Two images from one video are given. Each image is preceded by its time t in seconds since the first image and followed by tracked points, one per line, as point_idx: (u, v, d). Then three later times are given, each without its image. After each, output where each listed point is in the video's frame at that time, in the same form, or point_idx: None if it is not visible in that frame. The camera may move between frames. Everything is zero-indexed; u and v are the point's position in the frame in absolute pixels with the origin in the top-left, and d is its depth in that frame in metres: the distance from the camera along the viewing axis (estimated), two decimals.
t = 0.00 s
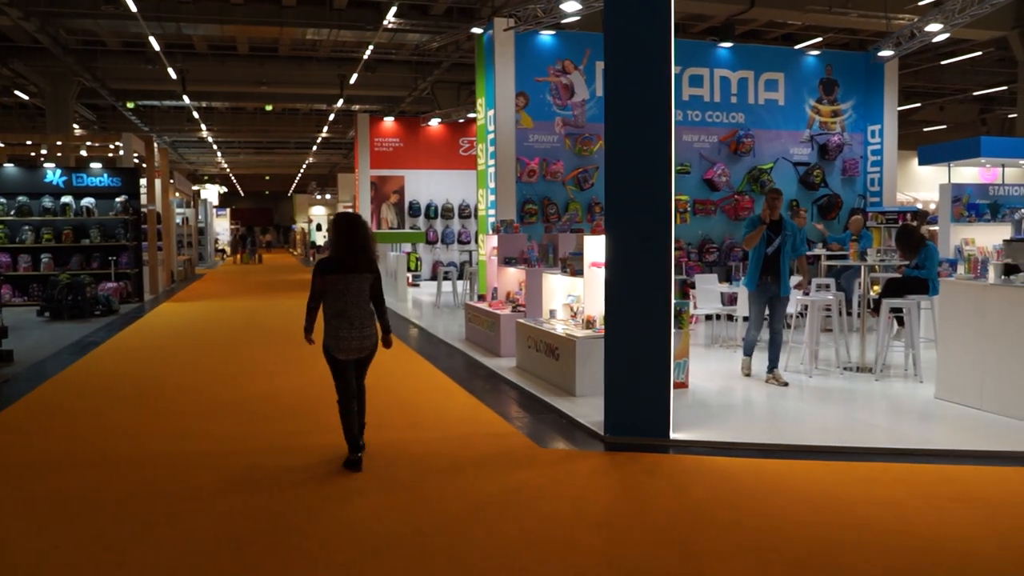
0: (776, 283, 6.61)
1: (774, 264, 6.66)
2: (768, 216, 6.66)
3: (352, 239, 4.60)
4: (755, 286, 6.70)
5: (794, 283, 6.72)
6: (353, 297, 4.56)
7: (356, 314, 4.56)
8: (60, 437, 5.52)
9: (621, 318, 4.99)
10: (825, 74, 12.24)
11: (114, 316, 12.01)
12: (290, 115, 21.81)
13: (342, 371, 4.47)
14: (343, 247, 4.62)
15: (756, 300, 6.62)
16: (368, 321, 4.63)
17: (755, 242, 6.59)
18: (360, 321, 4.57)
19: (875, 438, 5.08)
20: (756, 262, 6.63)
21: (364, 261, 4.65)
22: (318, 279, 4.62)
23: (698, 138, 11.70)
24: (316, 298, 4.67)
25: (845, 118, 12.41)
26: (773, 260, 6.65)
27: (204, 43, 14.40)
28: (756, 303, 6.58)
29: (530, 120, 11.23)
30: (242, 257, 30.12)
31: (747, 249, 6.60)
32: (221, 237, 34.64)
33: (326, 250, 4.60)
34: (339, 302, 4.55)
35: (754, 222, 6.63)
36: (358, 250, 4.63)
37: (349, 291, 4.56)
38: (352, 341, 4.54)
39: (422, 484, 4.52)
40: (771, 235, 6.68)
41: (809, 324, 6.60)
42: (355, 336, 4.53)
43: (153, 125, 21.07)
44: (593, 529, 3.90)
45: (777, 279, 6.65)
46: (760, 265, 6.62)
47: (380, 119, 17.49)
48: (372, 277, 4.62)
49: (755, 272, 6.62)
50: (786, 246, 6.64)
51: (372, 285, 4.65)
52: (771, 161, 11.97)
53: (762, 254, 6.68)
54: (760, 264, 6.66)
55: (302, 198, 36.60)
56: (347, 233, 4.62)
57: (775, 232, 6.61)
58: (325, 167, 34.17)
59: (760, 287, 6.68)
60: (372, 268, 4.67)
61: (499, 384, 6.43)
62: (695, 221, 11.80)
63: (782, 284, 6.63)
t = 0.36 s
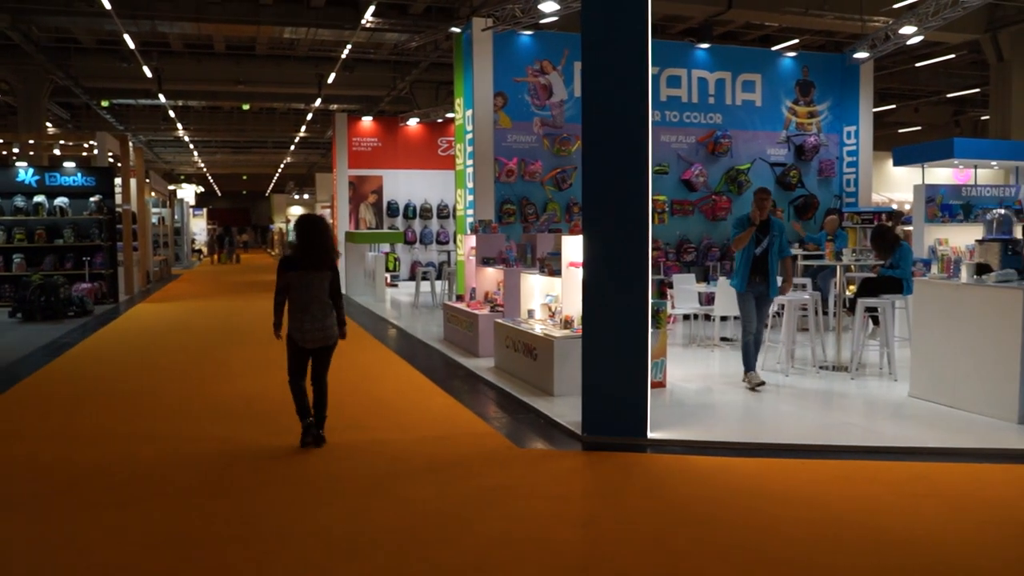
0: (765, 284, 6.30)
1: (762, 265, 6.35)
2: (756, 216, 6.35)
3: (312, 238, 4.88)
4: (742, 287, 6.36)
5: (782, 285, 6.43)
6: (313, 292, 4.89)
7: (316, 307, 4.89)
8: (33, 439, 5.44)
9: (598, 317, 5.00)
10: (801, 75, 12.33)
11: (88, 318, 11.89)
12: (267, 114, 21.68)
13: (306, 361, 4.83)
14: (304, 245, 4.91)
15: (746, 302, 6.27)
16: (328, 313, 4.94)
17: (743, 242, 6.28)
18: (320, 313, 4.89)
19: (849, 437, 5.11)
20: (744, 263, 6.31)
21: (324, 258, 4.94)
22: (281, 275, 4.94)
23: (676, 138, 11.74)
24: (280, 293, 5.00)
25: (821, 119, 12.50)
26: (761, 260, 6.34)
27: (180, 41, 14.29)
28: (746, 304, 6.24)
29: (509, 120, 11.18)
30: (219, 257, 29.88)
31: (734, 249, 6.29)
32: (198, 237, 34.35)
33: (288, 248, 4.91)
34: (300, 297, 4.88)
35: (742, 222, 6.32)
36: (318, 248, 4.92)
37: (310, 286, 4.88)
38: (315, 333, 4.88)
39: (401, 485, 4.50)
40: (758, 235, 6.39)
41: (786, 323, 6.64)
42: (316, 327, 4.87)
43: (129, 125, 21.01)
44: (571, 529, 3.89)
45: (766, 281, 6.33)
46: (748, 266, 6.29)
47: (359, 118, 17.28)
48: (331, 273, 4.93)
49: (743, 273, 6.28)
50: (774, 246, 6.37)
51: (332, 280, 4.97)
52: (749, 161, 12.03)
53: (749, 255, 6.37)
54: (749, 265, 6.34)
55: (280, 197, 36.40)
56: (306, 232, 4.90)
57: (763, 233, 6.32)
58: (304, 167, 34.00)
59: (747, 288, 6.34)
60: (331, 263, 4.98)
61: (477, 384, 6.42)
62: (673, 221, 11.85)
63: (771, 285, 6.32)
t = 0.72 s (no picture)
0: (752, 287, 6.29)
1: (748, 267, 6.33)
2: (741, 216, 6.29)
3: (268, 238, 5.15)
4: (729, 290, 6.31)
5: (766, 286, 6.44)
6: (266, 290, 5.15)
7: (270, 305, 5.14)
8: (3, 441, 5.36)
9: (574, 316, 5.00)
10: (777, 76, 12.41)
11: (61, 318, 11.75)
12: (243, 113, 21.54)
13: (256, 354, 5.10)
14: (260, 247, 5.16)
15: (735, 305, 6.23)
16: (283, 311, 5.20)
17: (732, 244, 6.20)
18: (274, 311, 5.15)
19: (822, 434, 5.15)
20: (732, 266, 6.24)
21: (280, 257, 5.19)
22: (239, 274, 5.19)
23: (653, 137, 11.80)
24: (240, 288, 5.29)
25: (797, 118, 12.59)
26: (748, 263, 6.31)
27: (153, 39, 14.16)
28: (736, 307, 6.19)
29: (486, 119, 11.18)
30: (195, 256, 29.63)
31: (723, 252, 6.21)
32: (174, 236, 34.04)
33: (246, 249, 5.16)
34: (256, 296, 5.14)
35: (729, 223, 6.23)
36: (275, 248, 5.18)
37: (265, 286, 5.14)
38: (266, 328, 5.15)
39: (377, 485, 4.48)
40: (744, 237, 6.34)
41: (761, 322, 6.68)
42: (270, 325, 5.14)
43: (102, 122, 20.88)
44: (548, 528, 3.88)
45: (752, 283, 6.32)
46: (737, 269, 6.24)
47: (335, 117, 17.22)
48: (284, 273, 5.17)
49: (733, 276, 6.22)
50: (760, 247, 6.34)
51: (287, 279, 5.21)
52: (725, 160, 12.10)
53: (736, 257, 6.30)
54: (736, 267, 6.30)
55: (256, 196, 36.11)
56: (263, 233, 5.16)
57: (750, 234, 6.27)
58: (281, 166, 33.81)
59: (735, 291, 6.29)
60: (287, 263, 5.21)
61: (454, 384, 6.40)
62: (650, 220, 11.89)
63: (758, 286, 6.33)
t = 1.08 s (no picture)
0: (741, 286, 6.19)
1: (736, 266, 6.22)
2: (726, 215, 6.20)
3: (226, 239, 5.56)
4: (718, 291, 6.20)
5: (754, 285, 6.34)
6: (227, 287, 5.53)
7: (229, 301, 5.52)
8: None
9: (550, 316, 5.01)
10: (752, 78, 12.51)
11: (30, 320, 11.57)
12: (218, 113, 21.38)
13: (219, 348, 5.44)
14: (218, 247, 5.58)
15: (724, 307, 6.13)
16: (241, 307, 5.57)
17: (719, 244, 6.09)
18: (232, 307, 5.52)
19: (795, 433, 5.19)
20: (720, 267, 6.13)
21: (237, 257, 5.60)
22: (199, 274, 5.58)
23: (629, 139, 11.84)
24: (199, 288, 5.66)
25: (771, 120, 12.68)
26: (736, 262, 6.20)
27: (127, 37, 14.03)
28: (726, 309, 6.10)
29: (462, 120, 11.19)
30: (168, 258, 29.35)
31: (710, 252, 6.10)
32: (147, 237, 33.70)
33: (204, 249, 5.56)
34: (215, 292, 5.51)
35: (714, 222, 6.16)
36: (233, 248, 5.60)
37: (223, 282, 5.51)
38: (228, 324, 5.50)
39: (353, 487, 4.45)
40: (730, 237, 6.23)
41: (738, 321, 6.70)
42: (229, 320, 5.49)
43: (73, 120, 20.64)
44: (523, 529, 3.88)
45: (741, 282, 6.21)
46: (724, 269, 6.13)
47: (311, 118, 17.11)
48: (243, 271, 5.56)
49: (721, 277, 6.11)
50: (747, 246, 6.24)
51: (244, 276, 5.60)
52: (700, 162, 12.17)
53: (724, 257, 6.19)
54: (725, 267, 6.19)
55: (231, 197, 35.82)
56: (220, 235, 5.59)
57: (735, 234, 6.18)
58: (256, 167, 33.61)
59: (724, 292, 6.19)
60: (244, 262, 5.61)
61: (430, 385, 6.39)
62: (626, 222, 11.94)
63: (747, 286, 6.21)
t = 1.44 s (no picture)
0: (722, 289, 6.17)
1: (718, 268, 6.20)
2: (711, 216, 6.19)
3: (187, 237, 5.84)
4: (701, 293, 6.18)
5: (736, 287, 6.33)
6: (186, 284, 5.82)
7: (188, 298, 5.81)
8: None
9: (522, 318, 5.01)
10: (725, 80, 12.60)
11: None
12: (190, 114, 21.21)
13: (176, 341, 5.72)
14: (178, 247, 5.83)
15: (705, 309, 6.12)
16: (198, 303, 5.87)
17: (702, 246, 6.07)
18: (191, 304, 5.81)
19: (766, 433, 5.24)
20: (703, 269, 6.11)
21: (196, 256, 5.87)
22: (158, 271, 5.82)
23: (603, 141, 11.88)
24: (157, 284, 5.90)
25: (744, 123, 12.77)
26: (718, 264, 6.19)
27: (97, 38, 13.88)
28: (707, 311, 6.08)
29: (436, 122, 11.16)
30: (141, 261, 29.06)
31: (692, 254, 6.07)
32: (119, 240, 33.32)
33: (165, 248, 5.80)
34: (175, 289, 5.79)
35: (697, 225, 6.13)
36: (194, 247, 5.88)
37: (184, 280, 5.79)
38: (184, 318, 5.80)
39: (325, 490, 4.43)
40: (713, 238, 6.21)
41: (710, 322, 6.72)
42: (188, 316, 5.79)
43: (42, 122, 20.39)
44: (498, 531, 3.87)
45: (723, 284, 6.20)
46: (707, 271, 6.11)
47: (284, 119, 17.02)
48: (202, 269, 5.85)
49: (704, 279, 6.09)
50: (730, 248, 6.23)
51: (203, 275, 5.89)
52: (674, 164, 12.24)
53: (707, 258, 6.17)
54: (707, 268, 6.18)
55: (204, 199, 35.49)
56: (181, 235, 5.84)
57: (719, 235, 6.16)
58: (229, 169, 33.38)
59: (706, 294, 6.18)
60: (202, 261, 5.90)
61: (403, 388, 6.37)
62: (600, 223, 11.98)
63: (728, 289, 6.19)
